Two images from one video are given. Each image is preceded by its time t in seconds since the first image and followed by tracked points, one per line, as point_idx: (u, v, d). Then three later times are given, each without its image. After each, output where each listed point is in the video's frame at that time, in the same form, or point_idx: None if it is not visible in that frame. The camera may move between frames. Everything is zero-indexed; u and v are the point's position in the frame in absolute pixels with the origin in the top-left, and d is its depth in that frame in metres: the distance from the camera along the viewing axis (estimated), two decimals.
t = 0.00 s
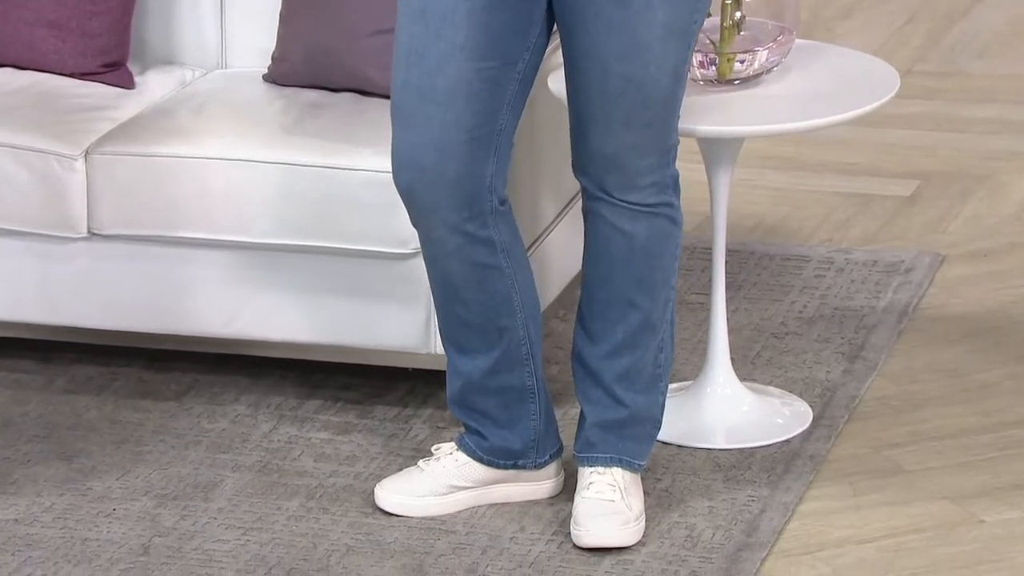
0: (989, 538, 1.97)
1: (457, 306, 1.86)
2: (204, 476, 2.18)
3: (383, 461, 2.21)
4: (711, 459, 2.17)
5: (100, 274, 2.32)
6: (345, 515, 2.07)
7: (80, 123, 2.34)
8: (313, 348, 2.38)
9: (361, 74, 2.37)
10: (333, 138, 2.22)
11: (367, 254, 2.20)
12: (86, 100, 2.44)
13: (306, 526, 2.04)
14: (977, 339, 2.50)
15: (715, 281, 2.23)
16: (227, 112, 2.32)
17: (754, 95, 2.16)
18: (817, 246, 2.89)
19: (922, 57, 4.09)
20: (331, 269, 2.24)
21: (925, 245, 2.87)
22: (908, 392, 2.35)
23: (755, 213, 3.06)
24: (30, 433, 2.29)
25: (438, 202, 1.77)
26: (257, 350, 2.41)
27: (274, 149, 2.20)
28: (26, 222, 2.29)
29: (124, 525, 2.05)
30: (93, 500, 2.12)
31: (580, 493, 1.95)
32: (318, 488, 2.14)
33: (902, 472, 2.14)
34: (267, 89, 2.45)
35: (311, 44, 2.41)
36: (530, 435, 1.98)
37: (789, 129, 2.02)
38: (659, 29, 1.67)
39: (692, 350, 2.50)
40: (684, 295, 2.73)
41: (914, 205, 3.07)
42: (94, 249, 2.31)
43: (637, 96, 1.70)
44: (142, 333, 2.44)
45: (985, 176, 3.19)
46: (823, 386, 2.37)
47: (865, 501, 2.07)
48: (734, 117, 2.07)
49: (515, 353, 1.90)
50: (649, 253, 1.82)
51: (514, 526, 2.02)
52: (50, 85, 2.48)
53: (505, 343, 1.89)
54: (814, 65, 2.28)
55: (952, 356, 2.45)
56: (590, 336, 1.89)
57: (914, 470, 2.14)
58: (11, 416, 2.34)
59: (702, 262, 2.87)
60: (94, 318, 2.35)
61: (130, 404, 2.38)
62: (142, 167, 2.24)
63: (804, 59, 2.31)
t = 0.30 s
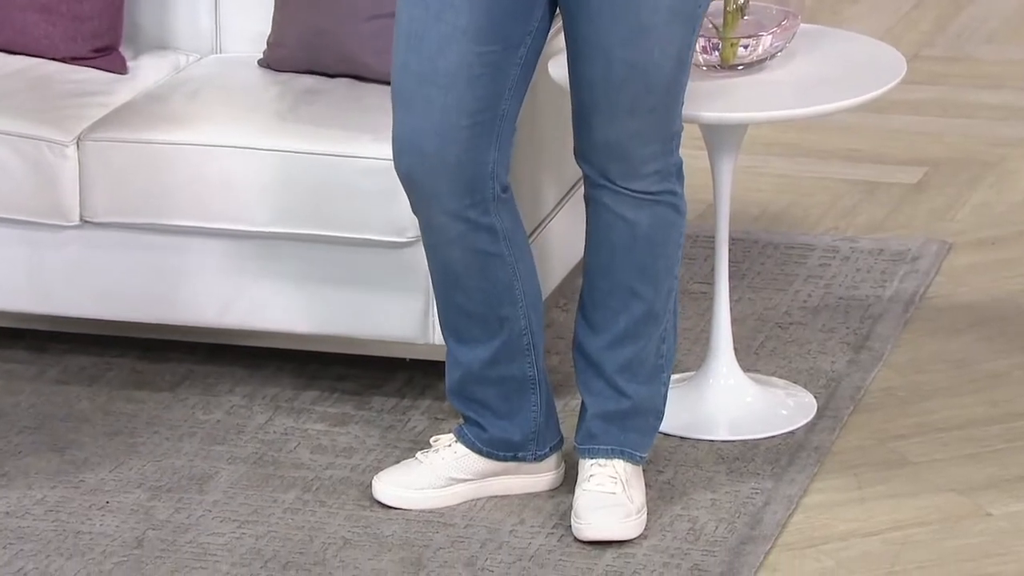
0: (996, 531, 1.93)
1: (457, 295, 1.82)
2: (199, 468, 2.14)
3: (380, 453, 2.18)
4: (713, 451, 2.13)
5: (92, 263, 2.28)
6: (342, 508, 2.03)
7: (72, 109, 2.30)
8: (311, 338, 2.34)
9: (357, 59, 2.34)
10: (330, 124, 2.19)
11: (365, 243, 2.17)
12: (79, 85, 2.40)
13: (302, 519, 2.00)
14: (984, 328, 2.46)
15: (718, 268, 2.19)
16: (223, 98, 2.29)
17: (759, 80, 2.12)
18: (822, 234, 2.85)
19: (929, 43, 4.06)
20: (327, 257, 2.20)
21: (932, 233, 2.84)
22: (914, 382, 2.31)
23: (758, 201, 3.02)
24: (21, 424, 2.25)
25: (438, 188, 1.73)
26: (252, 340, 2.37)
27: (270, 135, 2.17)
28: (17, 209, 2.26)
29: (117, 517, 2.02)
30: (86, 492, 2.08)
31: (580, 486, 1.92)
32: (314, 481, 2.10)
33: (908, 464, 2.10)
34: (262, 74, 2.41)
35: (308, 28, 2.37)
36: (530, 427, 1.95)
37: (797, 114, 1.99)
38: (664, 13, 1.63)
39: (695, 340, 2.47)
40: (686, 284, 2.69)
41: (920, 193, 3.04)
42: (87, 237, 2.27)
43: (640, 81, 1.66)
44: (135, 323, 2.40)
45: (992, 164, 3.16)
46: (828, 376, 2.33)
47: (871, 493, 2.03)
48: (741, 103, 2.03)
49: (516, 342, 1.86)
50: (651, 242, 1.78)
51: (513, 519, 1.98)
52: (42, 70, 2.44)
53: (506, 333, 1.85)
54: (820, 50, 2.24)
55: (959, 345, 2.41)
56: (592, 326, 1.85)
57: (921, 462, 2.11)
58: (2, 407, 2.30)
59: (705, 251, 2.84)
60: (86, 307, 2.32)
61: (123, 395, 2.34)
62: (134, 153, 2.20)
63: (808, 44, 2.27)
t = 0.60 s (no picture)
0: (1003, 523, 1.90)
1: (470, 276, 1.78)
2: (193, 460, 2.10)
3: (378, 445, 2.14)
4: (716, 443, 2.09)
5: (84, 251, 2.25)
6: (339, 501, 1.99)
7: (64, 95, 2.26)
8: (308, 328, 2.31)
9: (353, 44, 2.30)
10: (326, 110, 2.15)
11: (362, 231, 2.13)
12: (71, 70, 2.36)
13: (297, 512, 1.97)
14: (992, 318, 2.42)
15: (721, 256, 2.16)
16: (217, 83, 2.25)
17: (763, 65, 2.08)
18: (827, 222, 2.81)
19: (935, 29, 4.03)
20: (323, 245, 2.16)
21: (938, 221, 2.80)
22: (921, 372, 2.27)
23: (762, 189, 2.98)
24: (12, 415, 2.22)
25: (451, 166, 1.70)
26: (247, 330, 2.33)
27: (265, 121, 2.13)
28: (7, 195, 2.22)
29: (111, 510, 1.98)
30: (79, 484, 2.04)
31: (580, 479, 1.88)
32: (311, 473, 2.07)
33: (914, 455, 2.06)
34: (258, 59, 2.37)
35: (304, 13, 2.33)
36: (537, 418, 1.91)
37: (805, 100, 1.94)
38: None
39: (698, 330, 2.43)
40: (689, 274, 2.66)
41: (926, 181, 3.00)
42: (79, 225, 2.24)
43: (637, 70, 1.62)
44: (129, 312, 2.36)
45: (999, 151, 3.12)
46: (833, 367, 2.29)
47: (877, 486, 1.99)
48: (746, 88, 1.99)
49: (525, 329, 1.82)
50: (650, 238, 1.74)
51: (513, 512, 1.94)
52: (33, 55, 2.41)
53: (516, 318, 1.81)
54: (825, 35, 2.20)
55: (966, 335, 2.37)
56: (590, 321, 1.82)
57: (928, 453, 2.07)
58: None
59: (708, 239, 2.80)
60: (78, 296, 2.28)
61: (117, 386, 2.30)
62: (127, 139, 2.16)
63: (814, 28, 2.23)
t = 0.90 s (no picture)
0: (1012, 516, 1.86)
1: (460, 264, 1.74)
2: (187, 451, 2.07)
3: (375, 436, 2.10)
4: (719, 434, 2.06)
5: (76, 238, 2.21)
6: (336, 494, 1.96)
7: (56, 80, 2.23)
8: (303, 319, 2.27)
9: (349, 28, 2.26)
10: (322, 96, 2.11)
11: (358, 219, 2.09)
12: (63, 55, 2.32)
13: (293, 505, 1.93)
14: (1000, 307, 2.39)
15: (724, 244, 2.12)
16: (212, 69, 2.21)
17: (768, 51, 2.04)
18: (832, 210, 2.77)
19: (942, 18, 3.99)
20: (318, 232, 2.12)
21: (945, 209, 2.76)
22: (928, 363, 2.24)
23: (766, 177, 2.95)
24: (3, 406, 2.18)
25: (461, 158, 1.65)
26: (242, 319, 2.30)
27: (259, 107, 2.09)
28: None
29: (103, 502, 1.94)
30: (71, 476, 2.00)
31: (578, 475, 1.85)
32: (307, 465, 2.03)
33: (921, 447, 2.03)
34: (253, 44, 2.33)
35: None
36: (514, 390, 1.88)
37: (813, 85, 1.90)
38: None
39: (701, 320, 2.39)
40: (692, 262, 2.62)
41: (932, 169, 2.97)
42: (70, 212, 2.20)
43: (637, 66, 1.59)
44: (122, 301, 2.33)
45: (1007, 140, 3.08)
46: (838, 357, 2.26)
47: (883, 478, 1.95)
48: (753, 73, 1.95)
49: (510, 307, 1.80)
50: (647, 242, 1.70)
51: (512, 505, 1.91)
52: (24, 39, 2.37)
53: (504, 297, 1.78)
54: (831, 19, 2.16)
55: (974, 325, 2.34)
56: (590, 321, 1.78)
57: (935, 445, 2.03)
58: None
59: (711, 228, 2.76)
60: (71, 284, 2.24)
61: (109, 376, 2.27)
62: (120, 125, 2.12)
63: (819, 13, 2.19)
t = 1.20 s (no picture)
0: (1019, 509, 1.82)
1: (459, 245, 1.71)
2: (182, 443, 2.03)
3: (372, 428, 2.07)
4: (723, 426, 2.02)
5: (69, 227, 2.17)
6: (333, 486, 1.92)
7: (47, 65, 2.19)
8: (297, 308, 2.24)
9: (345, 13, 2.22)
10: (319, 81, 2.07)
11: (356, 207, 2.06)
12: (56, 40, 2.29)
13: (288, 497, 1.90)
14: (1008, 298, 2.35)
15: (726, 232, 2.08)
16: (207, 54, 2.17)
17: (771, 35, 2.00)
18: (837, 199, 2.74)
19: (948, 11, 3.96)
20: (315, 221, 2.09)
21: (951, 199, 2.72)
22: (934, 353, 2.20)
23: (770, 167, 2.91)
24: None
25: (499, 120, 1.64)
26: (237, 309, 2.26)
27: (254, 92, 2.05)
28: None
29: (96, 495, 1.91)
30: (63, 468, 1.97)
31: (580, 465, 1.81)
32: (303, 457, 2.00)
33: (927, 438, 1.99)
34: (248, 29, 2.30)
35: None
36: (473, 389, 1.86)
37: (813, 70, 1.86)
38: None
39: (703, 311, 2.36)
40: (694, 252, 2.58)
41: (938, 159, 2.93)
42: (63, 199, 2.16)
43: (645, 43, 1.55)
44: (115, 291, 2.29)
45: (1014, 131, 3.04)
46: (843, 347, 2.22)
47: (889, 470, 1.92)
48: (751, 58, 1.91)
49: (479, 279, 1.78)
50: (651, 220, 1.67)
51: (512, 497, 1.87)
52: (15, 24, 2.33)
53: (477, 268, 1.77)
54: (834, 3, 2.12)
55: (981, 315, 2.30)
56: (588, 304, 1.75)
57: (941, 437, 2.00)
58: None
59: (714, 218, 2.72)
60: (63, 273, 2.21)
61: (102, 367, 2.23)
62: (112, 112, 2.08)
63: None
